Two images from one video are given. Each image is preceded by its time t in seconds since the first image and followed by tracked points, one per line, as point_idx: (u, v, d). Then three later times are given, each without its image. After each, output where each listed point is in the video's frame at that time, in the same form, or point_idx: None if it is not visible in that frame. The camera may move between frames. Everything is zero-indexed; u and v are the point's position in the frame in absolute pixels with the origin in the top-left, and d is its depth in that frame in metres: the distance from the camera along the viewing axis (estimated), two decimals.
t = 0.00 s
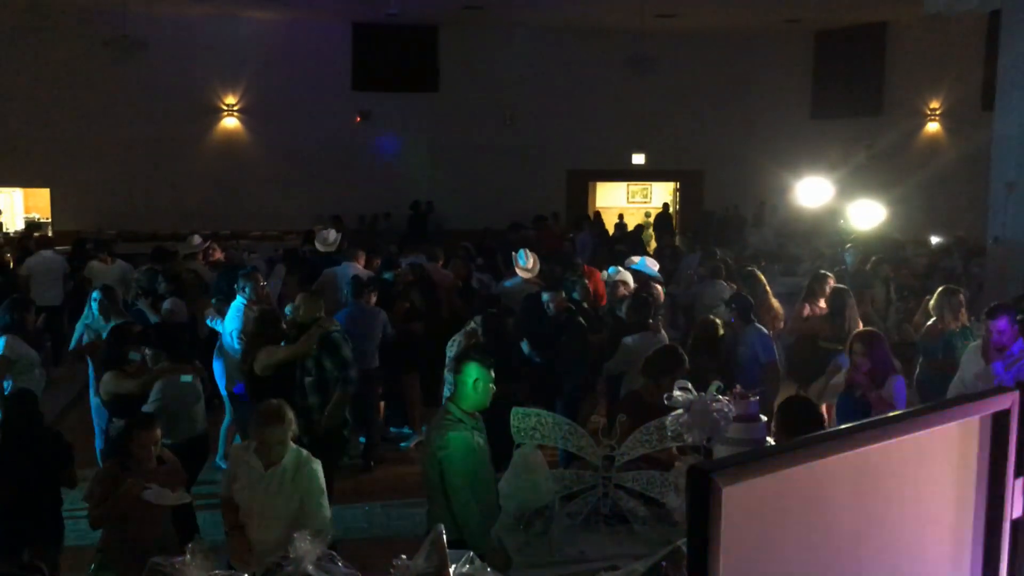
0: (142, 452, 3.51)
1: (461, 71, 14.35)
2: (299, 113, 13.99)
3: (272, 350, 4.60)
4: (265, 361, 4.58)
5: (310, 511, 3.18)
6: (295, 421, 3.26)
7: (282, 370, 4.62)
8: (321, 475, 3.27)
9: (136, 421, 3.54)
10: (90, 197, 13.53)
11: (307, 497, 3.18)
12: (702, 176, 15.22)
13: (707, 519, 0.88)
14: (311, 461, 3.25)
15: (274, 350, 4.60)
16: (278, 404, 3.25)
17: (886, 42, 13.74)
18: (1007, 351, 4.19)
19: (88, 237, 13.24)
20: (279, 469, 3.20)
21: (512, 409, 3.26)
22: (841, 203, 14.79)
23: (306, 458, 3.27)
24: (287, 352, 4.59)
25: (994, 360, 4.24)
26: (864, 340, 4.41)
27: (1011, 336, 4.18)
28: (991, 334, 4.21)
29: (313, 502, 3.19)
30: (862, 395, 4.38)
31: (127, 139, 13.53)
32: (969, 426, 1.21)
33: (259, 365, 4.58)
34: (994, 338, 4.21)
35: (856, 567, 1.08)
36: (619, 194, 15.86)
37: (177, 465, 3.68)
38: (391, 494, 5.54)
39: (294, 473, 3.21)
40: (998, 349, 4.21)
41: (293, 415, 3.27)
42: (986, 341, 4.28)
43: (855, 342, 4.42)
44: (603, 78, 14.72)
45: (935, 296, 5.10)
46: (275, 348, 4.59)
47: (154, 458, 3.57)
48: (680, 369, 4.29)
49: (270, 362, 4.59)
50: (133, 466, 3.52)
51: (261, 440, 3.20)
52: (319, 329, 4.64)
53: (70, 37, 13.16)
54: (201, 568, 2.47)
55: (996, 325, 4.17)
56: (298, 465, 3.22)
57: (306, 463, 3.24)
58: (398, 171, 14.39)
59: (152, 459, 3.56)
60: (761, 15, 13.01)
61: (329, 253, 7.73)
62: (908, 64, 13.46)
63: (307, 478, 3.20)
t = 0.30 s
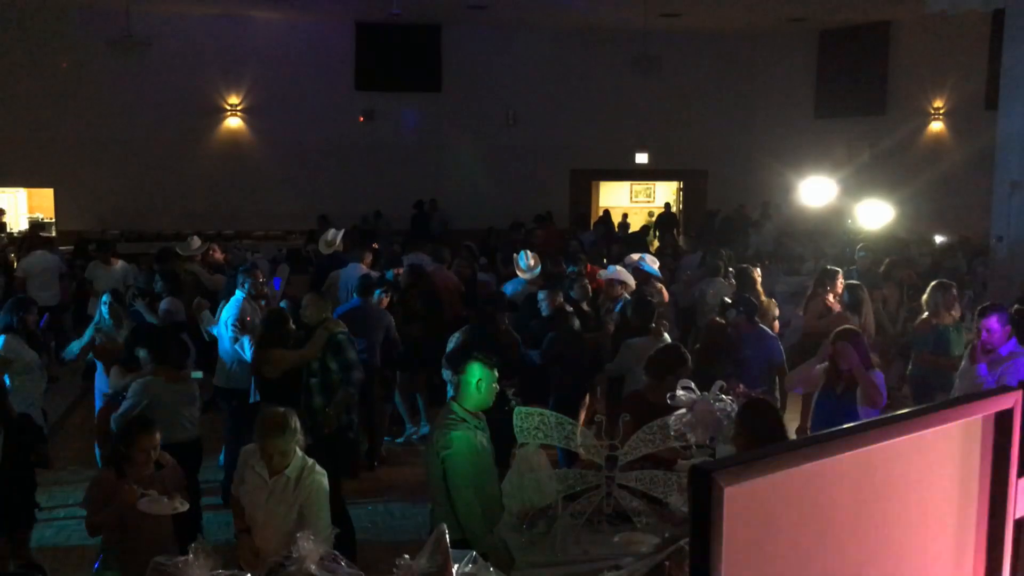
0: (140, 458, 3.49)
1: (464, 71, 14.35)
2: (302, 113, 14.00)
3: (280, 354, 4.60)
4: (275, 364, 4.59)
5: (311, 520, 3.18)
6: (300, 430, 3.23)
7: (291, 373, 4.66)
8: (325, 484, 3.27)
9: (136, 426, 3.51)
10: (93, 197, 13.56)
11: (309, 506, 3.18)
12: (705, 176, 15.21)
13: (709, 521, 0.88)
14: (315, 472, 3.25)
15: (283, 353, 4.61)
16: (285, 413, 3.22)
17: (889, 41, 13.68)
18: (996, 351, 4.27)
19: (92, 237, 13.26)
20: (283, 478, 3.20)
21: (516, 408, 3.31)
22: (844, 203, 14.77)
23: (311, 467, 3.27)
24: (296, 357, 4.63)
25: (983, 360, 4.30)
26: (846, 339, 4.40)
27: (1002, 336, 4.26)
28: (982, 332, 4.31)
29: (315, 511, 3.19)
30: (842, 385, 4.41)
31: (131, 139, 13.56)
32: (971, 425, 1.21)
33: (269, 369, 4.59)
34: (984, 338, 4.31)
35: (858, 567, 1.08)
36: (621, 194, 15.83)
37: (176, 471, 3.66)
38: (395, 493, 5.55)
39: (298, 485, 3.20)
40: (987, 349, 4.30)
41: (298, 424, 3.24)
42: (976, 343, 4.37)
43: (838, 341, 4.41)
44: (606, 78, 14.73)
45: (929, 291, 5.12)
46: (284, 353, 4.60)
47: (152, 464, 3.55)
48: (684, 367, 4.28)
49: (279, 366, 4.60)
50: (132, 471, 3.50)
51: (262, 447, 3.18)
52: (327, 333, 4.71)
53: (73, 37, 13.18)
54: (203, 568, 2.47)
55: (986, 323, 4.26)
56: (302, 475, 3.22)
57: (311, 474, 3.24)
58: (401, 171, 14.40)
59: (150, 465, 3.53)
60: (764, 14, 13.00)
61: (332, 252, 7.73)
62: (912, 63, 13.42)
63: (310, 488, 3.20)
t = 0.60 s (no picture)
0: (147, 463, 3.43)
1: (464, 72, 14.36)
2: (303, 113, 14.00)
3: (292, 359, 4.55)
4: (286, 369, 4.52)
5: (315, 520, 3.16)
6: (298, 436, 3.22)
7: (303, 379, 4.56)
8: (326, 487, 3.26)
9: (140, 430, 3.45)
10: (94, 198, 13.56)
11: (311, 507, 3.17)
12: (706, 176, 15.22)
13: (709, 521, 0.88)
14: (316, 475, 3.24)
15: (294, 358, 4.55)
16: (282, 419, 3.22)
17: (891, 40, 13.66)
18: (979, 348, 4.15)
19: (93, 238, 13.27)
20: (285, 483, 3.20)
21: (517, 409, 3.35)
22: (846, 204, 14.73)
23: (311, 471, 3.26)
24: (309, 361, 4.63)
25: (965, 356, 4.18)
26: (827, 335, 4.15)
27: (984, 332, 4.15)
28: (964, 329, 4.19)
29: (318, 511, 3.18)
30: (831, 383, 4.15)
31: (131, 140, 13.56)
32: (971, 427, 1.20)
33: (282, 373, 4.51)
34: (967, 334, 4.18)
35: (858, 568, 1.08)
36: (622, 194, 15.82)
37: (187, 475, 3.60)
38: (396, 493, 5.55)
39: (298, 488, 3.19)
40: (970, 345, 4.17)
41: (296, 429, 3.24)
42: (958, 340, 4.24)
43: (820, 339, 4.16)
44: (607, 78, 14.73)
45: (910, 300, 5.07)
46: (296, 358, 4.56)
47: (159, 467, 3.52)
48: (684, 366, 4.28)
49: (291, 370, 4.53)
50: (138, 477, 3.46)
51: (261, 451, 3.17)
52: (338, 339, 4.76)
53: (74, 38, 13.19)
54: (204, 568, 2.47)
55: (969, 319, 4.16)
56: (303, 479, 3.21)
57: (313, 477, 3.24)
58: (402, 171, 14.41)
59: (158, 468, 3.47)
60: (765, 14, 12.96)
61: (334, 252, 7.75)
62: (913, 63, 13.39)
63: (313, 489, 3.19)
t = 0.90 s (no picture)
0: (155, 462, 3.37)
1: (464, 72, 14.37)
2: (303, 113, 14.01)
3: (303, 352, 4.59)
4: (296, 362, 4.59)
5: (318, 526, 3.16)
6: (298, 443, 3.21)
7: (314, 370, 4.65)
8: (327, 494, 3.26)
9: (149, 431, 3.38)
10: (95, 198, 13.56)
11: (313, 511, 3.16)
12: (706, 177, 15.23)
13: (708, 521, 0.89)
14: (319, 483, 3.23)
15: (304, 351, 4.59)
16: (282, 424, 3.24)
17: (890, 42, 13.66)
18: (963, 346, 4.18)
19: (94, 238, 13.26)
20: (287, 488, 3.19)
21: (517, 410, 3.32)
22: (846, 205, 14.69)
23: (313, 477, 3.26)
24: (317, 355, 4.59)
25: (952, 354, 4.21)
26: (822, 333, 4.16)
27: (970, 330, 4.18)
28: (949, 326, 4.22)
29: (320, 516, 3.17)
30: (832, 379, 4.15)
31: (132, 140, 13.57)
32: (971, 427, 1.21)
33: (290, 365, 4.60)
34: (952, 332, 4.21)
35: (859, 567, 1.08)
36: (623, 195, 15.60)
37: (197, 478, 3.55)
38: (396, 494, 5.55)
39: (301, 492, 3.19)
40: (954, 343, 4.20)
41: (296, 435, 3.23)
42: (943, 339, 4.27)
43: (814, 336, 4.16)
44: (606, 79, 14.75)
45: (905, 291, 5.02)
46: (306, 352, 4.58)
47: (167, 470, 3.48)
48: (684, 367, 4.30)
49: (302, 363, 4.60)
50: (146, 476, 3.42)
51: (262, 456, 3.18)
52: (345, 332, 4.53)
53: (75, 38, 13.21)
54: (205, 568, 2.47)
55: (954, 317, 4.18)
56: (303, 485, 3.20)
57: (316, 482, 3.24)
58: (403, 172, 14.41)
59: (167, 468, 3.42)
60: (765, 14, 12.96)
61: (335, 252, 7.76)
62: (913, 65, 13.38)
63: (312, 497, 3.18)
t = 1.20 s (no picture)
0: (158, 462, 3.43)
1: (465, 74, 14.38)
2: (304, 116, 14.03)
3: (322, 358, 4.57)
4: (317, 366, 4.54)
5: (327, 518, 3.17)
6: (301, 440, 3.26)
7: (333, 377, 4.56)
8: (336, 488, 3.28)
9: (156, 433, 3.48)
10: (95, 200, 13.56)
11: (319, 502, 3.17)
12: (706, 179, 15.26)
13: (709, 522, 0.89)
14: (324, 471, 3.24)
15: (325, 356, 4.56)
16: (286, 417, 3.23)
17: (891, 44, 13.64)
18: (960, 350, 4.18)
19: (94, 240, 13.26)
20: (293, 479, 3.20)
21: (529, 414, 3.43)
22: (846, 208, 14.67)
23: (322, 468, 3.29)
24: (338, 361, 4.54)
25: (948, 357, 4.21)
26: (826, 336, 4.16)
27: (964, 333, 4.18)
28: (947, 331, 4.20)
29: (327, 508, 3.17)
30: (836, 386, 4.14)
31: (132, 142, 13.58)
32: (971, 430, 1.21)
33: (311, 371, 4.54)
34: (949, 336, 4.20)
35: (858, 568, 1.09)
36: (623, 198, 15.54)
37: (202, 481, 3.57)
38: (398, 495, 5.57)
39: (306, 484, 3.20)
40: (950, 347, 4.19)
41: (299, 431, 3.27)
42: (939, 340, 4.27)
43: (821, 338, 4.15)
44: (607, 82, 14.77)
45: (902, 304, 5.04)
46: (325, 356, 4.54)
47: (172, 471, 3.47)
48: (685, 369, 4.31)
49: (320, 369, 4.55)
50: (150, 477, 3.45)
51: (264, 451, 3.19)
52: (365, 336, 4.58)
53: (75, 40, 13.23)
54: (206, 568, 2.47)
55: (952, 321, 4.18)
56: (308, 476, 3.21)
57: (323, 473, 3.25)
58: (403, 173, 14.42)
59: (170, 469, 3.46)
60: (766, 17, 12.97)
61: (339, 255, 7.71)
62: (914, 67, 13.36)
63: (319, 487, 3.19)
